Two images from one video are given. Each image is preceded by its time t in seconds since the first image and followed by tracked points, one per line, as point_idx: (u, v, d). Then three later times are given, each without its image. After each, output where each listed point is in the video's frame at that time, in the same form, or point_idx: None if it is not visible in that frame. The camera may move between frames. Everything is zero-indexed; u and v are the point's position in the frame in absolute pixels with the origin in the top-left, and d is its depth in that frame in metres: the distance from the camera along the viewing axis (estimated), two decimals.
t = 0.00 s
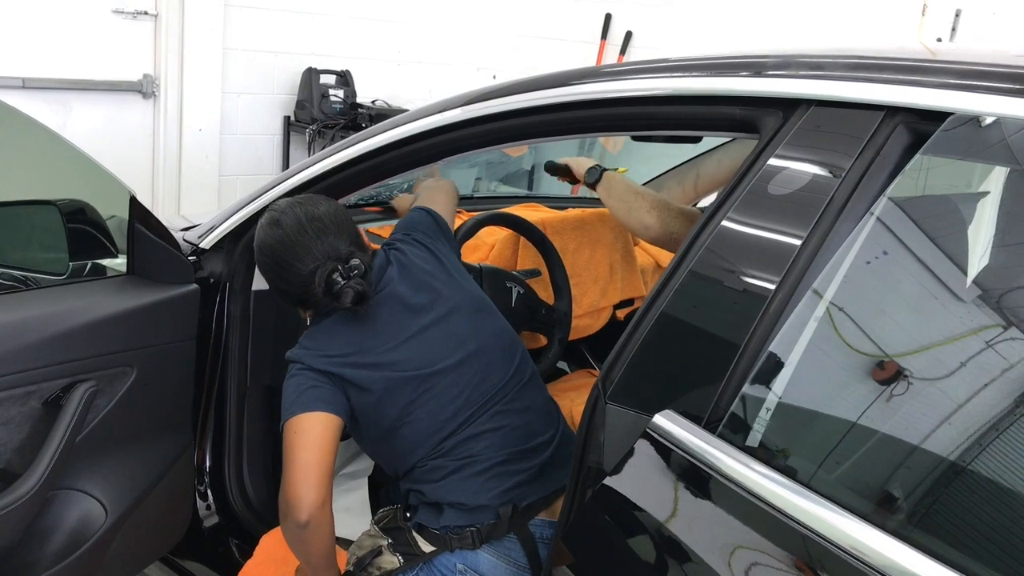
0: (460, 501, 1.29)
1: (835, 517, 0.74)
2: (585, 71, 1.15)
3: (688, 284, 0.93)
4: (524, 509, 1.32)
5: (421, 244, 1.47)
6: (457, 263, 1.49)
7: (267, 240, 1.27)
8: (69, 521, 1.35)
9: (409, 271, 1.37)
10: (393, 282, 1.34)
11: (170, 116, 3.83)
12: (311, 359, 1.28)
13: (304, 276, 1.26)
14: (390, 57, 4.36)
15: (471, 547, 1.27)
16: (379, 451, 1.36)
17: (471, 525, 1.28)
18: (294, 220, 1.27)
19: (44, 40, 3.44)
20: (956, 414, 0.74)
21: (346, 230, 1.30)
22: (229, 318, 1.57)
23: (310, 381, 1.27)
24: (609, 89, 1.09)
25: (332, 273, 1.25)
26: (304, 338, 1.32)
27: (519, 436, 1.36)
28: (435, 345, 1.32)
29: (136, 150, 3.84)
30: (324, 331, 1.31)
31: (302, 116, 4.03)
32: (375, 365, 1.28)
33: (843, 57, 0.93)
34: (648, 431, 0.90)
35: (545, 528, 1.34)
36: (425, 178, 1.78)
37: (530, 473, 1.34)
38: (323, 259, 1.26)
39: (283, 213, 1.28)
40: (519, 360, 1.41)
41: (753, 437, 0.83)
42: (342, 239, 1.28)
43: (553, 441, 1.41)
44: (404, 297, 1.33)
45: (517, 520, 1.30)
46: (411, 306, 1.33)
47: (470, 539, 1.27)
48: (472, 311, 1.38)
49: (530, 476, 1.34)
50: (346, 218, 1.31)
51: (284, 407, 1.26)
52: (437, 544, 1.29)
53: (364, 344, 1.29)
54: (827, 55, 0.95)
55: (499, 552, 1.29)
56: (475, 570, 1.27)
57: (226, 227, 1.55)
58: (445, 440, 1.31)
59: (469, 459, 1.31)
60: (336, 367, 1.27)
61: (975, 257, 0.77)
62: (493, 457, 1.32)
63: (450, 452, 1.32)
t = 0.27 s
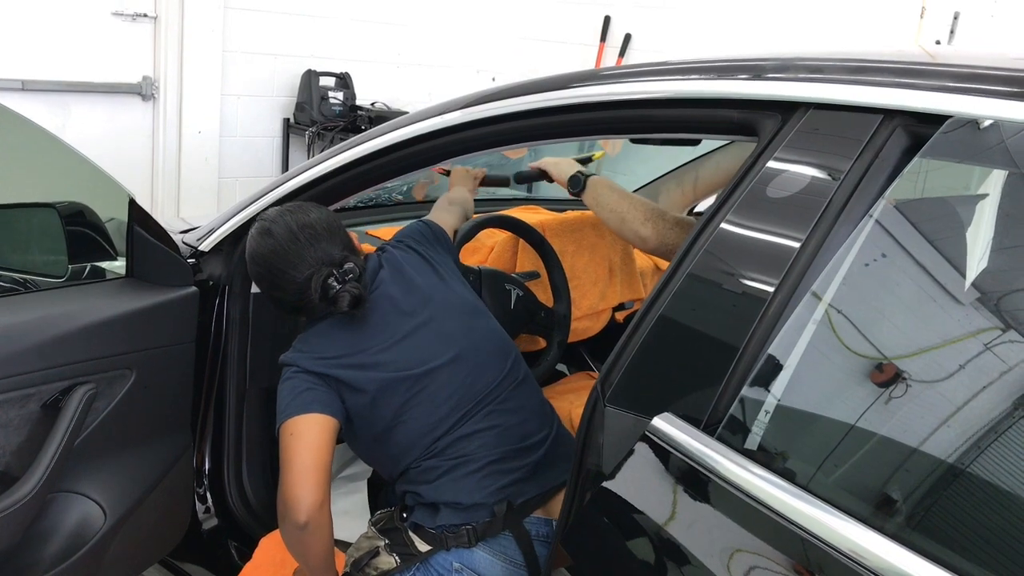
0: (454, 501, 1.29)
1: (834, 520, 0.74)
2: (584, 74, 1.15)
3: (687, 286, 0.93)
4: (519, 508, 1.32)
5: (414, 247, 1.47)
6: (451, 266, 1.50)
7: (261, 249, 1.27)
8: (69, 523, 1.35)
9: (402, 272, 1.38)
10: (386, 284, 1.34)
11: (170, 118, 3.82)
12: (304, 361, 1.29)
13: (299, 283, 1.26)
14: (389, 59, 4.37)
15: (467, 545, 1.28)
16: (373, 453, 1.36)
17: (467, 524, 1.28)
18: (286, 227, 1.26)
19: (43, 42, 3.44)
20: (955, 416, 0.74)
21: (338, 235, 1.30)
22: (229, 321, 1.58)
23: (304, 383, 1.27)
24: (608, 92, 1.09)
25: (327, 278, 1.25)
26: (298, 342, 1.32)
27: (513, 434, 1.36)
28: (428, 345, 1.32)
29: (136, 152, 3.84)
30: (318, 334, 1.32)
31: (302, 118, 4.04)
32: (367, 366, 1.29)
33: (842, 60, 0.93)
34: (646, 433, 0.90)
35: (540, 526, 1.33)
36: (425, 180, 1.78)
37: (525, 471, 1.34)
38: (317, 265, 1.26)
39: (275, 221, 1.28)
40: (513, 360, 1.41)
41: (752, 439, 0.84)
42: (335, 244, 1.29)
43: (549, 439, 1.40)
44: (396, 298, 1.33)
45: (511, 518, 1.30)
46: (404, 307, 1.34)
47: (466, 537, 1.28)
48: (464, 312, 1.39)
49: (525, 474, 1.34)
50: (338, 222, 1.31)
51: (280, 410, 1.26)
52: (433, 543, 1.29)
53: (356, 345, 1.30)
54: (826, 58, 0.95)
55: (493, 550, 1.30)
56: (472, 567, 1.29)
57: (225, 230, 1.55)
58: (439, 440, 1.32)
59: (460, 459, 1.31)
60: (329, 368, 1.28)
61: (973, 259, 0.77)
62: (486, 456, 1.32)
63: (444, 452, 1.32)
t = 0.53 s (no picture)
0: (448, 503, 1.29)
1: (833, 522, 0.74)
2: (583, 76, 1.15)
3: (686, 289, 0.93)
4: (512, 509, 1.32)
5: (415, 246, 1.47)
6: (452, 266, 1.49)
7: (255, 248, 1.27)
8: (69, 526, 1.35)
9: (400, 272, 1.38)
10: (383, 284, 1.34)
11: (169, 120, 3.82)
12: (302, 363, 1.29)
13: (292, 281, 1.26)
14: (389, 61, 4.37)
15: (461, 547, 1.28)
16: (372, 455, 1.36)
17: (460, 526, 1.28)
18: (280, 226, 1.27)
19: (43, 45, 3.44)
20: (955, 418, 0.74)
21: (333, 234, 1.30)
22: (228, 323, 1.58)
23: (302, 385, 1.28)
24: (606, 94, 1.09)
25: (320, 276, 1.25)
26: (296, 343, 1.33)
27: (510, 436, 1.36)
28: (426, 346, 1.32)
29: (135, 154, 3.84)
30: (316, 335, 1.32)
31: (302, 120, 4.05)
32: (364, 367, 1.29)
33: (841, 63, 0.93)
34: (645, 436, 0.90)
35: (535, 528, 1.34)
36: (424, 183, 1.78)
37: (519, 472, 1.34)
38: (310, 263, 1.26)
39: (269, 220, 1.28)
40: (513, 361, 1.40)
41: (751, 442, 0.84)
42: (330, 243, 1.29)
43: (544, 441, 1.40)
44: (394, 298, 1.33)
45: (504, 520, 1.30)
46: (402, 307, 1.33)
47: (459, 538, 1.28)
48: (464, 312, 1.38)
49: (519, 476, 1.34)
50: (333, 222, 1.31)
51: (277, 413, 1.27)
52: (427, 545, 1.29)
53: (353, 346, 1.30)
54: (825, 61, 0.95)
55: (487, 552, 1.30)
56: (465, 569, 1.29)
57: (224, 233, 1.55)
58: (436, 440, 1.31)
59: (457, 462, 1.30)
60: (326, 370, 1.28)
61: (972, 261, 0.77)
62: (481, 459, 1.31)
63: (439, 454, 1.31)
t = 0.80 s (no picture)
0: (456, 515, 1.29)
1: (834, 525, 0.74)
2: (583, 79, 1.15)
3: (686, 291, 0.93)
4: (521, 526, 1.33)
5: (429, 252, 1.45)
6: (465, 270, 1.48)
7: (257, 255, 1.27)
8: (69, 529, 1.35)
9: (416, 282, 1.37)
10: (398, 293, 1.33)
11: (170, 122, 3.82)
12: (316, 374, 1.29)
13: (293, 287, 1.25)
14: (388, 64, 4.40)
15: (467, 560, 1.28)
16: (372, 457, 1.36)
17: (468, 539, 1.29)
18: (280, 232, 1.26)
19: (43, 48, 3.44)
20: (955, 421, 0.74)
21: (334, 238, 1.29)
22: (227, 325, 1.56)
23: (315, 396, 1.27)
24: (606, 97, 1.09)
25: (320, 280, 1.25)
26: (306, 351, 1.32)
27: (523, 453, 1.36)
28: (442, 358, 1.31)
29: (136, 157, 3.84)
30: (328, 343, 1.31)
31: (302, 123, 4.05)
32: (380, 380, 1.28)
33: (839, 65, 0.93)
34: (646, 439, 0.90)
35: (541, 544, 1.35)
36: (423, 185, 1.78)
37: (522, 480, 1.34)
38: (310, 267, 1.25)
39: (272, 227, 1.28)
40: (527, 373, 1.40)
41: (751, 444, 0.84)
42: (330, 246, 1.28)
43: (556, 457, 1.41)
44: (409, 309, 1.32)
45: (512, 536, 1.30)
46: (418, 319, 1.32)
47: (466, 552, 1.28)
48: (481, 323, 1.37)
49: (530, 491, 1.35)
50: (333, 224, 1.31)
51: (289, 423, 1.26)
52: (433, 557, 1.29)
53: (368, 358, 1.29)
54: (823, 63, 0.96)
55: (493, 566, 1.30)
56: None
57: (224, 235, 1.55)
58: (450, 453, 1.31)
59: (471, 475, 1.32)
60: (340, 382, 1.28)
61: (972, 263, 0.77)
62: (496, 473, 1.33)
63: (452, 465, 1.32)
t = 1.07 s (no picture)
0: (472, 529, 1.31)
1: (835, 527, 0.74)
2: (583, 81, 1.15)
3: (686, 293, 0.93)
4: (535, 543, 1.34)
5: (454, 257, 1.43)
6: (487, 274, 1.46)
7: (276, 256, 1.27)
8: (69, 532, 1.34)
9: (443, 289, 1.35)
10: (427, 301, 1.31)
11: (170, 125, 3.82)
12: (339, 380, 1.27)
13: (314, 286, 1.25)
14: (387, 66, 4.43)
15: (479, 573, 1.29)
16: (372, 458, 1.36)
17: (479, 553, 1.31)
18: (300, 233, 1.26)
19: (43, 51, 3.45)
20: (955, 423, 0.74)
21: (353, 236, 1.29)
22: (228, 329, 1.57)
23: (335, 404, 1.26)
24: (607, 99, 1.09)
25: (341, 278, 1.25)
26: (328, 354, 1.30)
27: (542, 469, 1.36)
28: (469, 370, 1.30)
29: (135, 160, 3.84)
30: (350, 347, 1.29)
31: (302, 125, 4.04)
32: (406, 391, 1.27)
33: (839, 67, 0.94)
34: (646, 441, 0.90)
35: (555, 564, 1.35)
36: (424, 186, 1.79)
37: (523, 483, 1.34)
38: (331, 266, 1.25)
39: (291, 228, 1.27)
40: (551, 385, 1.40)
41: (751, 446, 0.84)
42: (350, 245, 1.28)
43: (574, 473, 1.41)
44: (436, 318, 1.30)
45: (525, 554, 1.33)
46: (446, 328, 1.31)
47: (477, 565, 1.30)
48: (508, 335, 1.36)
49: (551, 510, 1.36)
50: (352, 224, 1.31)
51: (309, 432, 1.25)
52: (443, 566, 1.31)
53: (395, 367, 1.27)
54: (822, 65, 0.96)
55: None
56: None
57: (225, 237, 1.55)
58: (469, 465, 1.32)
59: (491, 490, 1.32)
60: (364, 390, 1.26)
61: (972, 266, 0.77)
62: (513, 490, 1.33)
63: (472, 479, 1.32)
